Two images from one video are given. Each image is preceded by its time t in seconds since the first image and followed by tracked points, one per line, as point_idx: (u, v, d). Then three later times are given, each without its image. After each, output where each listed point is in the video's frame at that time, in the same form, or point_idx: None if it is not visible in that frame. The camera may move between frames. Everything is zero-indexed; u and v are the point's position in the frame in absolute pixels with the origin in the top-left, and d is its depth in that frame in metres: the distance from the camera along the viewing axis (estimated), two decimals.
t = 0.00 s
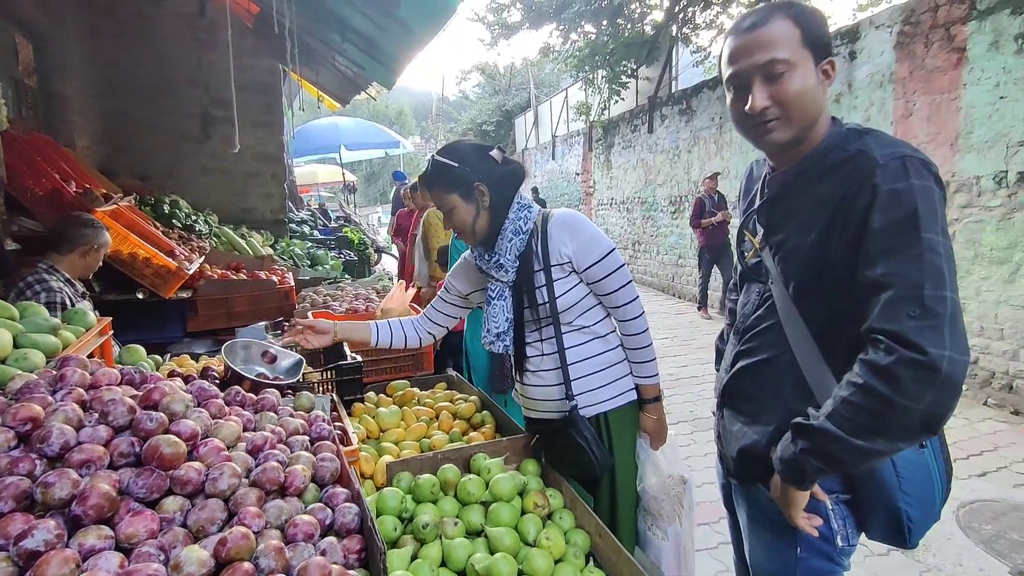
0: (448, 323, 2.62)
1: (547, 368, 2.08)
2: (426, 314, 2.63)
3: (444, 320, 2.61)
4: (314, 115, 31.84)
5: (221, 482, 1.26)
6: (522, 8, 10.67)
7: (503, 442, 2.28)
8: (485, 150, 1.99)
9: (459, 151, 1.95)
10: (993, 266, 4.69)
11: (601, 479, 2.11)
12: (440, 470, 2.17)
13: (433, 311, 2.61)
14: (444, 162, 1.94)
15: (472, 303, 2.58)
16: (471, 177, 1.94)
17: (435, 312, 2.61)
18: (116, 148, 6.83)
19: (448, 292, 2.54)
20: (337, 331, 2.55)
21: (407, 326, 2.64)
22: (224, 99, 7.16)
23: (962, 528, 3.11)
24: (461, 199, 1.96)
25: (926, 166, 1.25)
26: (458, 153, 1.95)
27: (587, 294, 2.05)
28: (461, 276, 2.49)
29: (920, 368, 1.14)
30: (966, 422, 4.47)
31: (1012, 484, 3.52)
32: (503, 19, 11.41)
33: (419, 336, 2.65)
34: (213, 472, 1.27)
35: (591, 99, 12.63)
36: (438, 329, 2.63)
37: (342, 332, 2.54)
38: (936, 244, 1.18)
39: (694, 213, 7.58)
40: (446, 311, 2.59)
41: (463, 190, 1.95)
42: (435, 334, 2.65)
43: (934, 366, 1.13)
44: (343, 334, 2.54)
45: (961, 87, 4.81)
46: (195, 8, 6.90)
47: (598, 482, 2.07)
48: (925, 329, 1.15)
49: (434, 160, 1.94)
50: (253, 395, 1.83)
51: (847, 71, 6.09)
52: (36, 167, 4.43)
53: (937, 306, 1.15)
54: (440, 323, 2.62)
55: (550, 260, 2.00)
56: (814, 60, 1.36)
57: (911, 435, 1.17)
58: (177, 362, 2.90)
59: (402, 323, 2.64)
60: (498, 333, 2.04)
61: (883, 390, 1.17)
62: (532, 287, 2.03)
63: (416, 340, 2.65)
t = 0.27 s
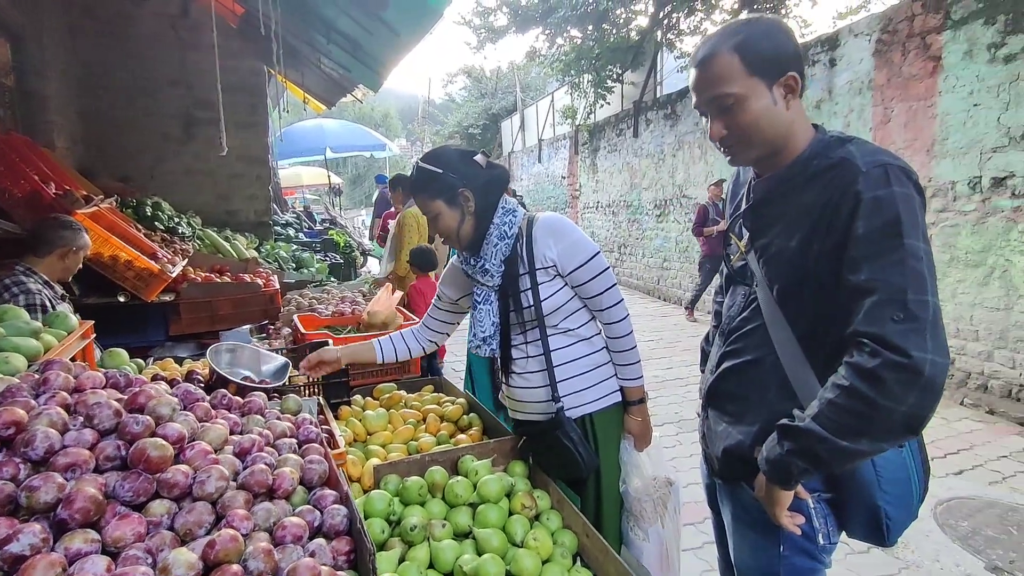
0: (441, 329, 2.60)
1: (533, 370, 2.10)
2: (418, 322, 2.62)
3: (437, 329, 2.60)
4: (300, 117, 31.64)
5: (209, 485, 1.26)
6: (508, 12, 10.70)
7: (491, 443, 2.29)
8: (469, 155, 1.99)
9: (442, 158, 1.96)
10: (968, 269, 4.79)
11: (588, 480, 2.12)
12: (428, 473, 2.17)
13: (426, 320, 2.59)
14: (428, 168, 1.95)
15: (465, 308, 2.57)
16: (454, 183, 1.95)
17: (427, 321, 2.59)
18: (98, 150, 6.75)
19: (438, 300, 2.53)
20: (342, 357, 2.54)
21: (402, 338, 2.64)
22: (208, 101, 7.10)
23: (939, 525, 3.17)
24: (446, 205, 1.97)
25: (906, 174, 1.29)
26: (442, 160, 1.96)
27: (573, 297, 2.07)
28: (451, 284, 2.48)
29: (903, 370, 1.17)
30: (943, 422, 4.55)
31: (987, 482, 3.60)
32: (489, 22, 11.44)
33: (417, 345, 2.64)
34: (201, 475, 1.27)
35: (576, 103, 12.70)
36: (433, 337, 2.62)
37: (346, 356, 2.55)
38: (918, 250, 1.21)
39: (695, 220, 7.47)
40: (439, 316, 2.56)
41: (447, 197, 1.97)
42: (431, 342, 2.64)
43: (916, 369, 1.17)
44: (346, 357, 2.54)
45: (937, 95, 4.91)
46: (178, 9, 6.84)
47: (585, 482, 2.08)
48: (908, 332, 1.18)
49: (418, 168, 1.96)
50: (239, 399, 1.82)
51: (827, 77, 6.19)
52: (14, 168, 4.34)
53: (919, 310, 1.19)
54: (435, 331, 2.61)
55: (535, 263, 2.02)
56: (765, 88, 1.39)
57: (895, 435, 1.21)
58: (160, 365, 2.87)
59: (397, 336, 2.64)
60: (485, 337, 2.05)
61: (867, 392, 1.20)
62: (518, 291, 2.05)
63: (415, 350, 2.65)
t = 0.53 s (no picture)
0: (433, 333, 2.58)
1: (523, 373, 2.11)
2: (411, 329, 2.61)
3: (430, 334, 2.59)
4: (288, 119, 31.50)
5: (198, 488, 1.25)
6: (498, 16, 10.73)
7: (481, 446, 2.29)
8: (457, 159, 2.00)
9: (430, 162, 1.97)
10: (950, 272, 4.85)
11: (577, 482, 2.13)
12: (418, 476, 2.17)
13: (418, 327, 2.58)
14: (416, 173, 1.95)
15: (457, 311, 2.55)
16: (443, 188, 1.96)
17: (419, 328, 2.58)
18: (83, 151, 6.68)
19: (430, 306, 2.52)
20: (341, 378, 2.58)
21: (397, 347, 2.63)
22: (195, 102, 7.06)
23: (922, 524, 3.21)
24: (435, 209, 1.98)
25: (887, 179, 1.31)
26: (430, 165, 1.96)
27: (561, 299, 2.07)
28: (442, 288, 2.47)
29: (885, 372, 1.19)
30: (926, 422, 4.61)
31: (969, 481, 3.64)
32: (479, 26, 11.46)
33: (412, 353, 2.63)
34: (189, 478, 1.26)
35: (566, 107, 12.75)
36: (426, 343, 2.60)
37: (346, 378, 2.58)
38: (898, 253, 1.24)
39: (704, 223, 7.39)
40: (430, 320, 2.55)
41: (435, 201, 1.97)
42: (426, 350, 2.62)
43: (897, 370, 1.19)
44: (346, 380, 2.57)
45: (918, 101, 4.99)
46: (165, 9, 6.80)
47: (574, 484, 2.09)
48: (889, 334, 1.20)
49: (406, 172, 1.96)
50: (228, 402, 1.81)
51: (812, 82, 6.26)
52: None
53: (899, 313, 1.21)
54: (429, 337, 2.59)
55: (524, 266, 2.03)
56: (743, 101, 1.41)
57: (878, 436, 1.23)
58: (146, 369, 2.85)
59: (392, 345, 2.63)
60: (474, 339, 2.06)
61: (849, 393, 1.21)
62: (507, 293, 2.05)
63: (410, 359, 2.64)
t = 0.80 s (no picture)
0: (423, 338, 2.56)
1: (515, 375, 2.10)
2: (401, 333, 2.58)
3: (421, 337, 2.56)
4: (279, 120, 31.35)
5: (186, 493, 1.23)
6: (490, 19, 10.73)
7: (473, 449, 2.27)
8: (449, 162, 1.99)
9: (422, 165, 1.96)
10: (937, 275, 4.89)
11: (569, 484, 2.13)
12: (409, 479, 2.15)
13: (409, 330, 2.56)
14: (408, 176, 1.94)
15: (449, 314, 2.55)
16: (435, 190, 1.95)
17: (410, 331, 2.56)
18: (71, 152, 6.62)
19: (422, 307, 2.51)
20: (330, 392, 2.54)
21: (387, 353, 2.58)
22: (184, 103, 7.01)
23: (911, 525, 3.22)
24: (428, 212, 1.96)
25: (871, 184, 1.32)
26: (422, 168, 1.96)
27: (554, 301, 2.07)
28: (435, 289, 2.47)
29: (868, 374, 1.19)
30: (914, 424, 4.64)
31: (957, 482, 3.67)
32: (471, 29, 11.47)
33: (402, 359, 2.58)
34: (177, 483, 1.25)
35: (558, 110, 12.78)
36: (417, 347, 2.57)
37: (337, 391, 2.53)
38: (881, 257, 1.24)
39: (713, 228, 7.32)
40: (422, 322, 2.53)
41: (427, 204, 1.96)
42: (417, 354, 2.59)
43: (879, 373, 1.19)
44: (337, 394, 2.53)
45: (906, 106, 5.03)
46: (154, 10, 6.75)
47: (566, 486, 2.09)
48: (873, 337, 1.20)
49: (399, 174, 1.95)
50: (217, 405, 1.79)
51: (801, 87, 6.30)
52: None
53: (882, 316, 1.21)
54: (420, 340, 2.57)
55: (517, 268, 2.03)
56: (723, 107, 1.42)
57: (861, 438, 1.23)
58: (134, 372, 2.82)
59: (382, 352, 2.59)
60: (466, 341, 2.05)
61: (833, 395, 1.22)
62: (499, 295, 2.05)
63: (400, 365, 2.59)
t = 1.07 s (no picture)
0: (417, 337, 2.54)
1: (511, 376, 2.09)
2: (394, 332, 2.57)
3: (414, 337, 2.55)
4: (274, 122, 31.27)
5: (176, 496, 1.22)
6: (485, 21, 10.71)
7: (467, 451, 2.26)
8: (445, 162, 1.97)
9: (418, 165, 1.94)
10: (929, 277, 4.91)
11: (563, 487, 2.12)
12: (402, 482, 2.13)
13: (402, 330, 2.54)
14: (404, 177, 1.91)
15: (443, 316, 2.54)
16: (432, 192, 1.93)
17: (403, 330, 2.54)
18: (62, 153, 6.57)
19: (416, 307, 2.50)
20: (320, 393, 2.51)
21: (379, 351, 2.57)
22: (177, 104, 6.97)
23: (904, 526, 3.23)
24: (425, 213, 1.94)
25: (858, 185, 1.32)
26: (418, 167, 1.93)
27: (551, 302, 2.06)
28: (429, 289, 2.46)
29: (854, 378, 1.19)
30: (906, 425, 4.65)
31: (949, 483, 3.68)
32: (466, 31, 11.46)
33: (393, 358, 2.58)
34: (166, 486, 1.23)
35: (553, 112, 12.79)
36: (409, 347, 2.56)
37: (328, 390, 2.51)
38: (868, 259, 1.24)
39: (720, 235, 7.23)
40: (415, 321, 2.52)
41: (425, 205, 1.93)
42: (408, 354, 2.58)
43: (865, 375, 1.19)
44: (327, 393, 2.50)
45: (898, 109, 5.05)
46: (147, 10, 6.71)
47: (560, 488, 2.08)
48: (860, 340, 1.21)
49: (395, 176, 1.92)
50: (207, 408, 1.76)
51: (794, 90, 6.32)
52: None
53: (868, 318, 1.21)
54: (412, 341, 2.56)
55: (514, 269, 2.02)
56: (702, 104, 1.42)
57: (848, 440, 1.23)
58: (125, 374, 2.79)
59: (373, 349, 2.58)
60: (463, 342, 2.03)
61: (819, 398, 1.22)
62: (496, 295, 2.04)
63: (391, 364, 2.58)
